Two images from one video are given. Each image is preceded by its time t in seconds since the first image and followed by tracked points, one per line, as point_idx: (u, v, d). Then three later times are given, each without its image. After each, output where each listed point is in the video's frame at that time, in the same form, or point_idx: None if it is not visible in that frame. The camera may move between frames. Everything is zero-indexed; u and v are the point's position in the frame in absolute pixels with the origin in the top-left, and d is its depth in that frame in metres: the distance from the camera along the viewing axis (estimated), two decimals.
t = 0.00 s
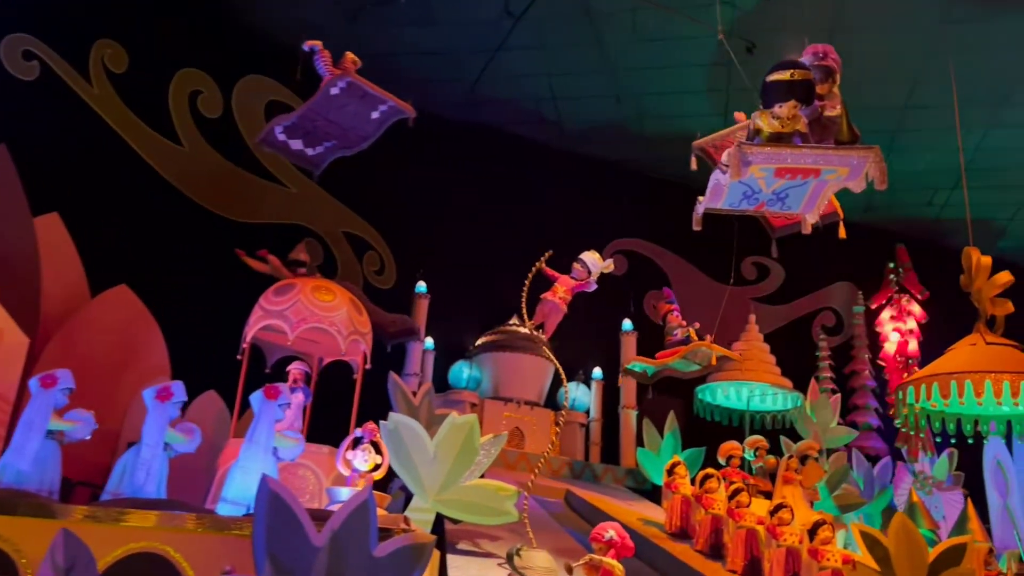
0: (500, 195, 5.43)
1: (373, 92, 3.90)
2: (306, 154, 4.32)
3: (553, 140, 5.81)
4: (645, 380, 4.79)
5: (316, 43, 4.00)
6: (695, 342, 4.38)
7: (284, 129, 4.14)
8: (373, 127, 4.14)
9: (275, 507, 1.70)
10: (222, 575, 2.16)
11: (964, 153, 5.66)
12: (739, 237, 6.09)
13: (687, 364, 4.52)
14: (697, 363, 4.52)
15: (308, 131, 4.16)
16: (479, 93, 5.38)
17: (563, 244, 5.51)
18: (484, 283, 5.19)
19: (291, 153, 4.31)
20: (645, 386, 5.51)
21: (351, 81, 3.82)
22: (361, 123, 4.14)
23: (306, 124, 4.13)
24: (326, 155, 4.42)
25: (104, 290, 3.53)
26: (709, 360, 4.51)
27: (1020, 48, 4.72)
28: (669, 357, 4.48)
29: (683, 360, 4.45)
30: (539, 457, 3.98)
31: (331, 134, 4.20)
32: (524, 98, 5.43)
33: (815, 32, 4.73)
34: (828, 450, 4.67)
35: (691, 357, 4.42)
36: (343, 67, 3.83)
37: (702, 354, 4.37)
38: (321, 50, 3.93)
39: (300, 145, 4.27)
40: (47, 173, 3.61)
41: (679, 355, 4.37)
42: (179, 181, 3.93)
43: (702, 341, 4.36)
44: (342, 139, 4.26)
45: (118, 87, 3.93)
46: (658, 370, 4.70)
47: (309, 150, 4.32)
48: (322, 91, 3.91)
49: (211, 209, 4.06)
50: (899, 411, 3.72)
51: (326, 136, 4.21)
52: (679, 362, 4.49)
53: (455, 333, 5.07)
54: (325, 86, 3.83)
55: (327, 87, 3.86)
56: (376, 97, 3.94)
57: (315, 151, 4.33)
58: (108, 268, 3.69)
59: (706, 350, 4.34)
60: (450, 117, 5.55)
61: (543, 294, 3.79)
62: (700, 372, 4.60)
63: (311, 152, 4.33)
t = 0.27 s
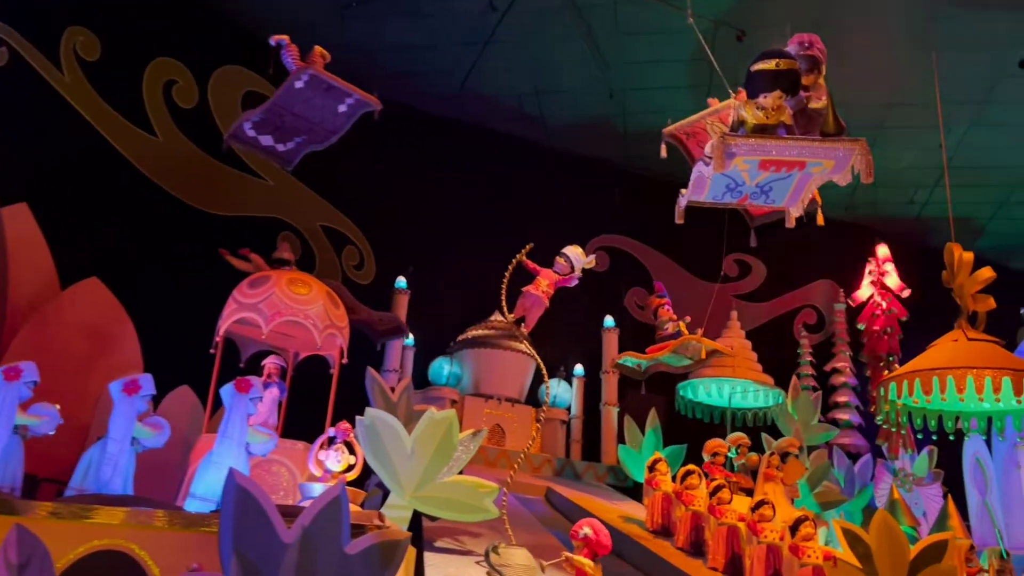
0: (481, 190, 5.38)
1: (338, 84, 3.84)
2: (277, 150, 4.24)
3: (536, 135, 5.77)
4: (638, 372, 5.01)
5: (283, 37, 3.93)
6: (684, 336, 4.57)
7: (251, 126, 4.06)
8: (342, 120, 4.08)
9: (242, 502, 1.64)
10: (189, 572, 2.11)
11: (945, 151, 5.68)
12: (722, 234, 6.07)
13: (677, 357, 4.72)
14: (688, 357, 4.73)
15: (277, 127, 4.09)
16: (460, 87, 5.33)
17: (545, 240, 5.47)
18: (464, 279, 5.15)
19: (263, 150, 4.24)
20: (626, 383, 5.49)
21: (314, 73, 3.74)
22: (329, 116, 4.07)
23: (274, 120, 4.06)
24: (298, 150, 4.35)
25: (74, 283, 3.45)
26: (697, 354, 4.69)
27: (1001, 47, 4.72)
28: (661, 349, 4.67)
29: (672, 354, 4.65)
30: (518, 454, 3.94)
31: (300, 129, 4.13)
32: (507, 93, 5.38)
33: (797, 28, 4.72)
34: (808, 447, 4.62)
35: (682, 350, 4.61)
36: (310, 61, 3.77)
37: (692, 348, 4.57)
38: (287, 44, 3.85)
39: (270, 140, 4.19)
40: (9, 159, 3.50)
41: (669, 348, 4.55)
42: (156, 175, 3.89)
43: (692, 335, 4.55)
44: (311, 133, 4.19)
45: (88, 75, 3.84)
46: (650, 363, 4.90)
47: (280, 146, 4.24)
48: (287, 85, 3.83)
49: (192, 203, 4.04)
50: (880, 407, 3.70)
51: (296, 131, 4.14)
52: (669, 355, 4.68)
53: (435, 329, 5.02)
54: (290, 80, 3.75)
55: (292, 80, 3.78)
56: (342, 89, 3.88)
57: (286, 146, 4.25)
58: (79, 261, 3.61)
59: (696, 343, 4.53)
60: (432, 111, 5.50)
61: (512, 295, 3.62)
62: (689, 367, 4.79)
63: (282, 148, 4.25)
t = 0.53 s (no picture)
0: (465, 182, 5.32)
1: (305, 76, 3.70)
2: (252, 142, 4.16)
3: (520, 128, 5.71)
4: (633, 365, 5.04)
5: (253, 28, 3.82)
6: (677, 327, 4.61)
7: (222, 120, 3.97)
8: (313, 112, 3.95)
9: (212, 495, 1.59)
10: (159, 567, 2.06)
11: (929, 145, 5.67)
12: (707, 228, 6.04)
13: (669, 350, 4.75)
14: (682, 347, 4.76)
15: (249, 120, 3.99)
16: (443, 78, 5.27)
17: (529, 233, 5.43)
18: (447, 271, 5.09)
19: (237, 143, 4.15)
20: (611, 377, 5.46)
21: (279, 66, 3.61)
22: (300, 108, 3.95)
23: (246, 114, 3.95)
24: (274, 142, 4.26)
25: (46, 273, 3.37)
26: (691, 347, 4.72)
27: (987, 41, 4.71)
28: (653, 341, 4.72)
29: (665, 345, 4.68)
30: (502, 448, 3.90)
31: (272, 122, 4.02)
32: (491, 84, 5.32)
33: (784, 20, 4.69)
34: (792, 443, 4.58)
35: (675, 341, 4.64)
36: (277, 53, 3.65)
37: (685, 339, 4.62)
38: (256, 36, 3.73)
39: (245, 133, 4.11)
40: (8, 157, 3.42)
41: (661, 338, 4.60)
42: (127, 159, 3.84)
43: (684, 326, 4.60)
44: (284, 126, 4.08)
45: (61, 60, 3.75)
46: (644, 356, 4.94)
47: (255, 139, 4.15)
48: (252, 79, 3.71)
49: (163, 190, 3.99)
50: (866, 401, 3.68)
51: (269, 123, 4.03)
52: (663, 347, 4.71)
53: (418, 322, 4.96)
54: (254, 74, 3.63)
55: (257, 74, 3.66)
56: (309, 80, 3.74)
57: (262, 139, 4.17)
58: (52, 251, 3.52)
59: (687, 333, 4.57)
60: (414, 103, 5.43)
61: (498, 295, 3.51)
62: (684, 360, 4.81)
63: (257, 141, 4.17)
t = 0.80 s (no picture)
0: (451, 171, 5.27)
1: (274, 64, 3.62)
2: (229, 133, 4.08)
3: (506, 116, 5.65)
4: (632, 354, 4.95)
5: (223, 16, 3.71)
6: (670, 315, 4.46)
7: (196, 110, 3.90)
8: (287, 100, 3.86)
9: (182, 483, 1.54)
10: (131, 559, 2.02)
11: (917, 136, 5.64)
12: (694, 218, 6.01)
13: (665, 338, 4.60)
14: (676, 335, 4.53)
15: (224, 110, 3.90)
16: (428, 65, 5.20)
17: (515, 222, 5.38)
18: (433, 260, 5.04)
19: (214, 134, 4.08)
20: (598, 368, 5.43)
21: (248, 53, 3.53)
22: (274, 97, 3.87)
23: (221, 104, 3.87)
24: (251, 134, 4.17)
25: (21, 260, 3.29)
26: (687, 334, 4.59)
27: (976, 30, 4.67)
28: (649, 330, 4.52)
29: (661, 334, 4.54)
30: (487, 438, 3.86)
31: (246, 111, 3.93)
32: (477, 71, 5.25)
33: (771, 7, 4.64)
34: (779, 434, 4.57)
35: (669, 330, 4.49)
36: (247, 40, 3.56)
37: (681, 327, 4.46)
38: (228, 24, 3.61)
39: (220, 124, 4.03)
40: None
41: (653, 329, 4.45)
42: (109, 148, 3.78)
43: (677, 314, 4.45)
44: (259, 116, 3.99)
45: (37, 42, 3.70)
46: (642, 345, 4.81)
47: (231, 130, 4.06)
48: (223, 67, 3.63)
49: (151, 179, 3.92)
50: (854, 390, 3.65)
51: (244, 113, 3.95)
52: (659, 335, 4.56)
53: (404, 312, 4.91)
54: (224, 61, 3.56)
55: (227, 62, 3.58)
56: (279, 69, 3.65)
57: (238, 130, 4.08)
58: (25, 237, 3.45)
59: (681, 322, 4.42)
60: (400, 90, 5.36)
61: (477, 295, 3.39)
62: (683, 346, 4.68)
63: (233, 131, 4.07)
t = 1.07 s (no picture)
0: (439, 158, 5.21)
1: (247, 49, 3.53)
2: (208, 123, 4.00)
3: (495, 103, 5.58)
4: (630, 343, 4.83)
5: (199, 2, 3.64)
6: (667, 299, 4.35)
7: (173, 98, 3.82)
8: (262, 87, 3.78)
9: (156, 469, 1.51)
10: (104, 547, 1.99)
11: (909, 124, 5.60)
12: (684, 207, 5.97)
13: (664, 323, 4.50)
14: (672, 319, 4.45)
15: (202, 100, 3.85)
16: (416, 50, 5.13)
17: (504, 210, 5.32)
18: (420, 248, 4.98)
19: (195, 124, 4.00)
20: (587, 357, 5.39)
21: (220, 39, 3.45)
22: (250, 84, 3.78)
23: (197, 92, 3.81)
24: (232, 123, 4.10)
25: None
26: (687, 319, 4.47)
27: (969, 16, 4.63)
28: (646, 314, 4.41)
29: (661, 319, 4.42)
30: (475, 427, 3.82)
31: (224, 99, 3.86)
32: (466, 57, 5.19)
33: None
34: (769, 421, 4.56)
35: (669, 314, 4.39)
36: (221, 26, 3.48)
37: (678, 311, 4.35)
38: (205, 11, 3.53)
39: (200, 114, 3.96)
40: None
41: (652, 313, 4.33)
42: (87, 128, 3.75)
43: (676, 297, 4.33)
44: (237, 105, 3.91)
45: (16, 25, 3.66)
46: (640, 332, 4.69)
47: (211, 120, 3.99)
48: (196, 53, 3.55)
49: (127, 160, 3.89)
50: (845, 377, 3.62)
51: (222, 102, 3.89)
52: (660, 321, 4.44)
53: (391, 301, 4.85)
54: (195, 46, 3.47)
55: (200, 48, 3.50)
56: (253, 54, 3.57)
57: (218, 119, 4.01)
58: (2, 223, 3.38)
59: (683, 306, 4.31)
60: (387, 76, 5.29)
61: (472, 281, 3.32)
62: (682, 332, 4.57)
63: (213, 121, 4.00)
